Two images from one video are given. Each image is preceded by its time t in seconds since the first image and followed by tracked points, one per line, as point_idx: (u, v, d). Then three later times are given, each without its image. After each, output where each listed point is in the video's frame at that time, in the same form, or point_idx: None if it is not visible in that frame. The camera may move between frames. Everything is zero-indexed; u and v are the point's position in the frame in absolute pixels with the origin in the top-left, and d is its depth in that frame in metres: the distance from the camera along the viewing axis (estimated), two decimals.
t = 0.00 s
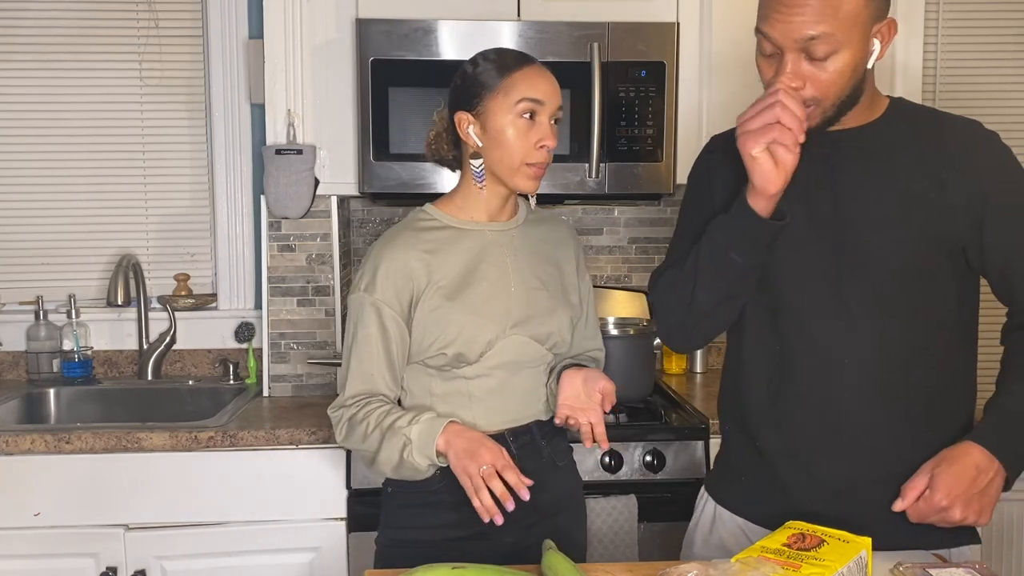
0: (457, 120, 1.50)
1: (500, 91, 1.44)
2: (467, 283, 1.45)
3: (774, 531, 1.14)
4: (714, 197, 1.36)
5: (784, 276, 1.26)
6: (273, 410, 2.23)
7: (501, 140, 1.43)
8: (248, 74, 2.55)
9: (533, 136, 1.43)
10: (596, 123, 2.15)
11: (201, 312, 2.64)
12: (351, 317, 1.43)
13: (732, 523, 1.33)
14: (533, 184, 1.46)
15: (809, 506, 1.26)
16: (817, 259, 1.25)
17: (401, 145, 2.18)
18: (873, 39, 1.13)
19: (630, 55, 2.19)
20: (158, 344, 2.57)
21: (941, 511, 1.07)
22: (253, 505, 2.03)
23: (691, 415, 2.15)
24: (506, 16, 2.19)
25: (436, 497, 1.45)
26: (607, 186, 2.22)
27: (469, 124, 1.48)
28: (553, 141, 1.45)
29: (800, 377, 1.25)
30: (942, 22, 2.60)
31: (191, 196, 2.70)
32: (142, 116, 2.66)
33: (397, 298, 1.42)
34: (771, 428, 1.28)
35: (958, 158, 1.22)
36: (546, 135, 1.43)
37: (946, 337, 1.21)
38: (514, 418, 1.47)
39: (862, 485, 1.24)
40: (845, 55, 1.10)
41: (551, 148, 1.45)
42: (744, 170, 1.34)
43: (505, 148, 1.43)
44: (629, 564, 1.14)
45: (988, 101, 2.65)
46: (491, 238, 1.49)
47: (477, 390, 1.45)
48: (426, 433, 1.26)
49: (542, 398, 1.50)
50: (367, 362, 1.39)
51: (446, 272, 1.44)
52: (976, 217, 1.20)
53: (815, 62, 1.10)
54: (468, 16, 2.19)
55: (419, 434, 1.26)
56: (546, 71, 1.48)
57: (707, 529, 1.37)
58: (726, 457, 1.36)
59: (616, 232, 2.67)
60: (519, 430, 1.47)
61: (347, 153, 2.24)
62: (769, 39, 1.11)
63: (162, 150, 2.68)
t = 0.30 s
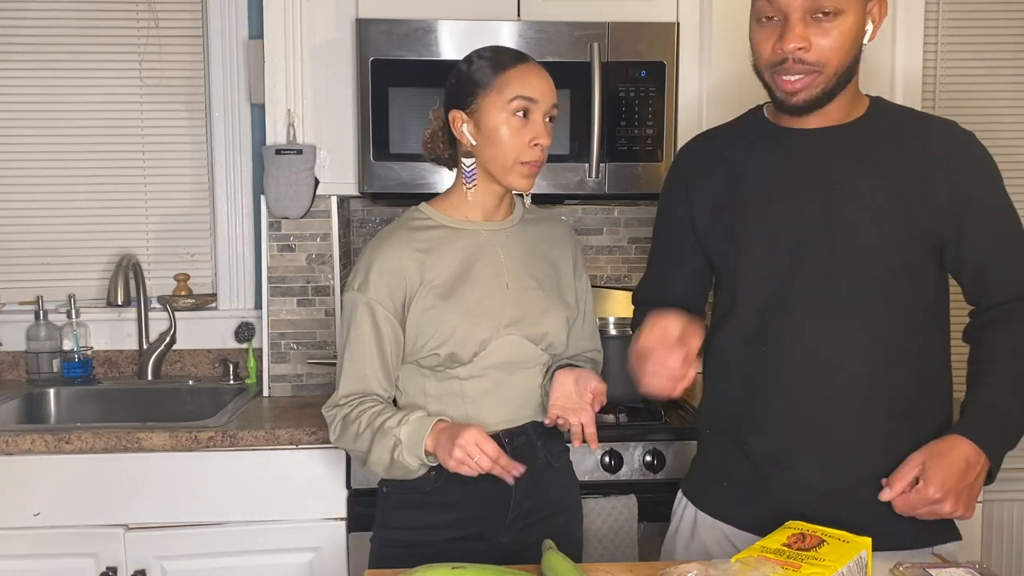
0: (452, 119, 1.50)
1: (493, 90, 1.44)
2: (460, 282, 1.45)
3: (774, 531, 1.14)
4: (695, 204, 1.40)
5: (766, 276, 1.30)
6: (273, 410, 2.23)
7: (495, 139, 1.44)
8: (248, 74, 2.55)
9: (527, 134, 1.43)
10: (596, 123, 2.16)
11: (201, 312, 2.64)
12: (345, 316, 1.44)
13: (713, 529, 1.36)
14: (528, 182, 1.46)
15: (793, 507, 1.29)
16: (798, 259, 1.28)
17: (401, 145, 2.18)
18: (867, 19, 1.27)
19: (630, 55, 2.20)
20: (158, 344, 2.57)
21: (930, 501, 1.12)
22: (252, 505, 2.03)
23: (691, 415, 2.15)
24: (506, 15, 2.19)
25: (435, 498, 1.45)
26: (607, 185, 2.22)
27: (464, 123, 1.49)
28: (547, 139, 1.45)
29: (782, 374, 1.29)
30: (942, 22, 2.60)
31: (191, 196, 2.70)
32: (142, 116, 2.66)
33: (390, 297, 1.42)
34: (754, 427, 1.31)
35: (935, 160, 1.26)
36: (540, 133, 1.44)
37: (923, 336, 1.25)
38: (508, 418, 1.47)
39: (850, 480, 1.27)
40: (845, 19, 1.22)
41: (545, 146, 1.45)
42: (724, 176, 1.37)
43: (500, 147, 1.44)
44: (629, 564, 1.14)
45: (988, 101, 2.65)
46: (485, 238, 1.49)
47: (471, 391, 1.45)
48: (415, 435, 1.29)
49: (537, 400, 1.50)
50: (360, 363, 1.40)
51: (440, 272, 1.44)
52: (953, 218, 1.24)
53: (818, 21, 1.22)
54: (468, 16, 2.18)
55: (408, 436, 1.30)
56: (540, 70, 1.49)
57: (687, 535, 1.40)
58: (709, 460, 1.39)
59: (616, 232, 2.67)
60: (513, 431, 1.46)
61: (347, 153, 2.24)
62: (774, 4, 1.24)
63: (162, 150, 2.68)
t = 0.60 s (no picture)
0: (444, 120, 1.50)
1: (483, 90, 1.44)
2: (457, 285, 1.45)
3: (775, 532, 1.14)
4: (679, 207, 1.40)
5: (749, 276, 1.30)
6: (273, 410, 2.23)
7: (486, 140, 1.43)
8: (248, 74, 2.55)
9: (519, 134, 1.43)
10: (596, 123, 2.16)
11: (201, 312, 2.64)
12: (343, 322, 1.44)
13: (701, 532, 1.36)
14: (520, 183, 1.46)
15: (783, 509, 1.29)
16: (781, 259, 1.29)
17: (401, 145, 2.18)
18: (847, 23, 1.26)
19: (631, 55, 2.20)
20: (158, 344, 2.57)
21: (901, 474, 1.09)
22: (252, 506, 2.03)
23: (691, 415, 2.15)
24: (506, 15, 2.19)
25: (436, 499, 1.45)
26: (607, 185, 2.22)
27: (456, 124, 1.48)
28: (539, 138, 1.45)
29: (767, 373, 1.29)
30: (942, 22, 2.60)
31: (191, 196, 2.70)
32: (142, 116, 2.66)
33: (388, 302, 1.42)
34: (741, 429, 1.32)
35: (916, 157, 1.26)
36: (532, 133, 1.43)
37: (908, 334, 1.25)
38: (509, 421, 1.47)
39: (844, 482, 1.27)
40: (823, 27, 1.21)
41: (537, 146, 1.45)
42: (708, 179, 1.38)
43: (491, 148, 1.43)
44: (629, 564, 1.14)
45: (988, 101, 2.65)
46: (483, 240, 1.49)
47: (471, 396, 1.45)
48: (395, 471, 1.21)
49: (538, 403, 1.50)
50: (359, 370, 1.39)
51: (435, 275, 1.44)
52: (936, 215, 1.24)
53: (794, 29, 1.21)
54: (467, 16, 2.18)
55: (388, 471, 1.21)
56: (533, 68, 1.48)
57: (674, 539, 1.41)
58: (697, 462, 1.39)
59: (616, 232, 2.67)
60: (515, 434, 1.47)
61: (347, 153, 2.24)
62: (752, 10, 1.22)
63: (162, 150, 2.68)
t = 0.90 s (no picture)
0: (435, 123, 1.50)
1: (468, 94, 1.43)
2: (453, 287, 1.45)
3: (775, 531, 1.14)
4: (669, 207, 1.40)
5: (739, 277, 1.30)
6: (273, 410, 2.23)
7: (472, 143, 1.43)
8: (248, 74, 2.55)
9: (503, 136, 1.42)
10: (596, 124, 2.16)
11: (201, 312, 2.64)
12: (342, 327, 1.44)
13: (694, 533, 1.37)
14: (510, 185, 1.45)
15: (774, 508, 1.30)
16: (771, 260, 1.29)
17: (401, 145, 2.19)
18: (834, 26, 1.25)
19: (630, 55, 2.20)
20: (158, 344, 2.57)
21: (860, 446, 1.09)
22: (252, 506, 2.03)
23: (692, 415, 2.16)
24: (506, 15, 2.19)
25: (437, 500, 1.45)
26: (607, 185, 2.22)
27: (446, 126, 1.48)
28: (527, 139, 1.43)
29: (757, 374, 1.29)
30: (942, 22, 2.59)
31: (192, 196, 2.70)
32: (142, 116, 2.66)
33: (386, 305, 1.42)
34: (733, 429, 1.32)
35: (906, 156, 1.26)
36: (517, 135, 1.42)
37: (899, 334, 1.26)
38: (511, 422, 1.47)
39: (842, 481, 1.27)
40: (811, 33, 1.20)
41: (524, 147, 1.43)
42: (698, 178, 1.37)
43: (477, 151, 1.43)
44: (628, 564, 1.15)
45: (988, 100, 2.65)
46: (481, 242, 1.49)
47: (472, 398, 1.45)
48: (355, 530, 1.21)
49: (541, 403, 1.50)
50: (357, 375, 1.39)
51: (431, 277, 1.44)
52: (926, 214, 1.24)
53: (783, 36, 1.20)
54: (467, 16, 2.18)
55: (350, 525, 1.21)
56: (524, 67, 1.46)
57: (669, 540, 1.41)
58: (690, 462, 1.39)
59: (616, 232, 2.67)
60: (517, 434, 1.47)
61: (347, 153, 2.24)
62: (739, 16, 1.21)
63: (161, 150, 2.68)
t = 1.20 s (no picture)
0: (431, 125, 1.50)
1: (460, 100, 1.43)
2: (453, 285, 1.45)
3: (775, 532, 1.14)
4: (665, 206, 1.40)
5: (736, 277, 1.31)
6: (273, 410, 2.23)
7: (464, 150, 1.43)
8: (248, 74, 2.55)
9: (494, 144, 1.41)
10: (596, 124, 2.16)
11: (201, 312, 2.64)
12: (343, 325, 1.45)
13: (691, 533, 1.38)
14: (501, 191, 1.44)
15: (772, 510, 1.30)
16: (767, 261, 1.29)
17: (401, 145, 2.18)
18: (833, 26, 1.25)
19: (630, 55, 2.20)
20: (158, 344, 2.57)
21: (854, 452, 1.09)
22: (252, 506, 2.03)
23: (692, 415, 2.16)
24: (506, 14, 2.19)
25: (438, 499, 1.45)
26: (607, 185, 2.22)
27: (441, 130, 1.48)
28: (519, 146, 1.42)
29: (753, 375, 1.29)
30: (942, 22, 2.60)
31: (191, 196, 2.69)
32: (142, 116, 2.66)
33: (386, 303, 1.42)
34: (728, 431, 1.32)
35: (902, 156, 1.26)
36: (508, 142, 1.41)
37: (894, 336, 1.26)
38: (513, 421, 1.46)
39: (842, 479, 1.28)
40: (811, 34, 1.20)
41: (515, 154, 1.42)
42: (694, 178, 1.38)
43: (469, 157, 1.43)
44: (628, 564, 1.15)
45: (987, 100, 2.65)
46: (479, 240, 1.49)
47: (472, 396, 1.45)
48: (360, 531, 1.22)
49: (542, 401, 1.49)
50: (358, 372, 1.40)
51: (430, 275, 1.44)
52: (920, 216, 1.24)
53: (783, 37, 1.20)
54: (467, 16, 2.18)
55: (356, 526, 1.23)
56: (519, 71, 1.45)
57: (667, 541, 1.41)
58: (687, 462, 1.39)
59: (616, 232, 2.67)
60: (518, 433, 1.46)
61: (347, 153, 2.24)
62: (739, 16, 1.21)
63: (161, 150, 2.68)
